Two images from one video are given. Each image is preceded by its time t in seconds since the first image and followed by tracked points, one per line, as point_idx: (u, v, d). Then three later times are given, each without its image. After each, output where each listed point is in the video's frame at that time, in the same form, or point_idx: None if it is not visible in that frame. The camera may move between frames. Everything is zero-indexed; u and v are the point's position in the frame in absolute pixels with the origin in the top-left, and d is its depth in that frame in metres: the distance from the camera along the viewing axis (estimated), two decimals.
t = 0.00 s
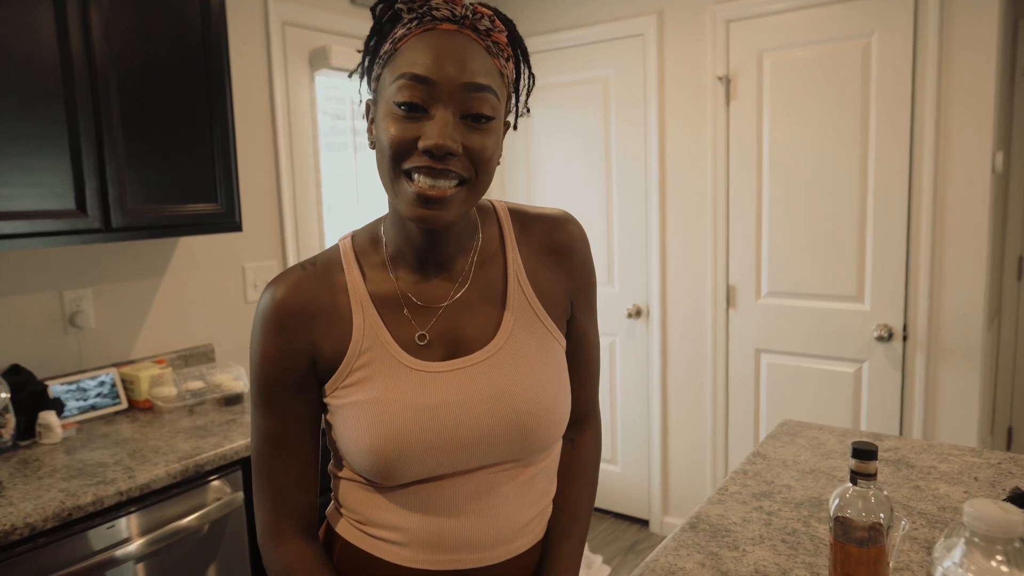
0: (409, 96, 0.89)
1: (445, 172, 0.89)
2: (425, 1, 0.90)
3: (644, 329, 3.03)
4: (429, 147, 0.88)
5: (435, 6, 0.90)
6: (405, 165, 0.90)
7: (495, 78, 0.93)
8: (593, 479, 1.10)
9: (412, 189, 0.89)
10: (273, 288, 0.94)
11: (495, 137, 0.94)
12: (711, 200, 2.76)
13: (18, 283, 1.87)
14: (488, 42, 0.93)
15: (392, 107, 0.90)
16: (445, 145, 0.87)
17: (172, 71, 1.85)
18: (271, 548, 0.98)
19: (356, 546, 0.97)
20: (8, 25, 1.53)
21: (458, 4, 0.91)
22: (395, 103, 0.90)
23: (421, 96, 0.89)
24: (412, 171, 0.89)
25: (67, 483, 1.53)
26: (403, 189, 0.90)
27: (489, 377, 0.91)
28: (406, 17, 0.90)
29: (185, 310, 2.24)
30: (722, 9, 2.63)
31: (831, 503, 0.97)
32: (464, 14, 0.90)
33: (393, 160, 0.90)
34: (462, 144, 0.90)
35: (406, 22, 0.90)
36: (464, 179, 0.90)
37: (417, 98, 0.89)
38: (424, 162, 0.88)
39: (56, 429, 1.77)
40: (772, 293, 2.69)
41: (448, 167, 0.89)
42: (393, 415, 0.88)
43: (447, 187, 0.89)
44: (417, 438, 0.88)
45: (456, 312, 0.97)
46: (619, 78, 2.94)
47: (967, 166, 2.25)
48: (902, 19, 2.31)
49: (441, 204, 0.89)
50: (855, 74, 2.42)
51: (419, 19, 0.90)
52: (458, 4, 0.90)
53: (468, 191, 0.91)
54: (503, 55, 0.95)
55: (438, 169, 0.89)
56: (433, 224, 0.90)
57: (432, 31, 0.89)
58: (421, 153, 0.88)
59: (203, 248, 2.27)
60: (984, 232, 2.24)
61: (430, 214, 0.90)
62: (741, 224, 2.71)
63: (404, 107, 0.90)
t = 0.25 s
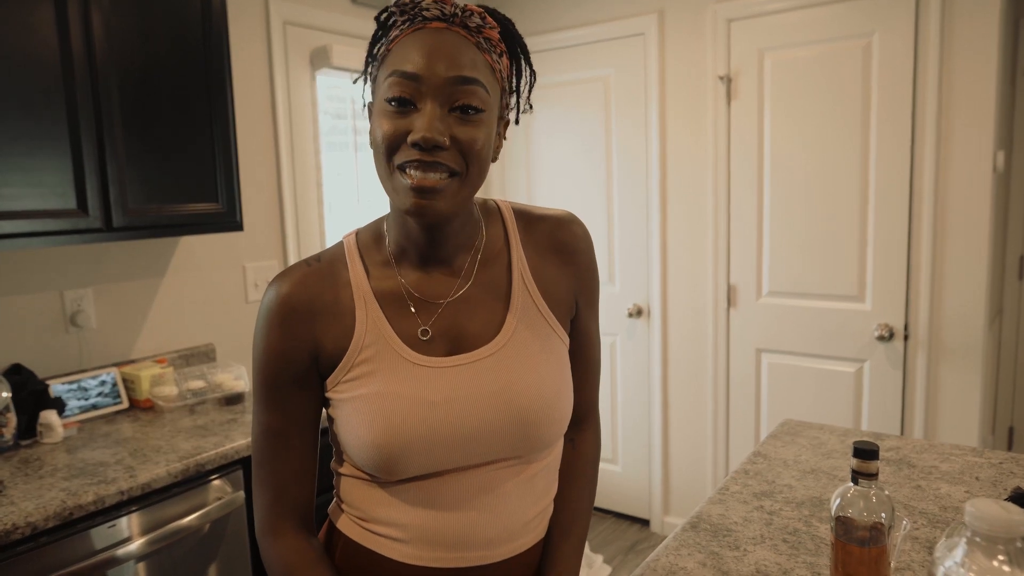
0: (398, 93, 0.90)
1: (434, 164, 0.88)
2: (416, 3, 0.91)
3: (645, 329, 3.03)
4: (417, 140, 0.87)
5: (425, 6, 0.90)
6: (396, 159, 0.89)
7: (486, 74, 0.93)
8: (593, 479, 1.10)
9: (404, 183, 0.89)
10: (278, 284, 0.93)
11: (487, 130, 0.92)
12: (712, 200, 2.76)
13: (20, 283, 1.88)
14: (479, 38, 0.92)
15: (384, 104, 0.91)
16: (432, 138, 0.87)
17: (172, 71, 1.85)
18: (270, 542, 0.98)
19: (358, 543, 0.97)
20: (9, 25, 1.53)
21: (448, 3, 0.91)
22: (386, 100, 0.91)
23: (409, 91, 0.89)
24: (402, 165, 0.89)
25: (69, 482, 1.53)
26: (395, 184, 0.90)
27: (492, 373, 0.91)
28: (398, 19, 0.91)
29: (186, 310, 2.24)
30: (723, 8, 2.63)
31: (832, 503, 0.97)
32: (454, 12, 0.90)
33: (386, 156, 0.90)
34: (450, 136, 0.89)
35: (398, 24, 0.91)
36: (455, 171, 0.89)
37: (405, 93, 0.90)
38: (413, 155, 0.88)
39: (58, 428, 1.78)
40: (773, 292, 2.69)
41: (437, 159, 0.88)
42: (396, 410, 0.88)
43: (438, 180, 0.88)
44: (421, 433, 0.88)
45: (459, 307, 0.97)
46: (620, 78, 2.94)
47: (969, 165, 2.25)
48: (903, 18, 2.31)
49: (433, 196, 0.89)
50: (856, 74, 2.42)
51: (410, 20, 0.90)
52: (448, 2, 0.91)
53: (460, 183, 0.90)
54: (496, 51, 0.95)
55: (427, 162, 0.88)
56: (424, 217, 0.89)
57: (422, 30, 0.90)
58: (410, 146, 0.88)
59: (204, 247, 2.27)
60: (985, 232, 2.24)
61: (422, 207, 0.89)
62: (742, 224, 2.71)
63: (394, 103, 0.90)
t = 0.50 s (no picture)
0: (413, 89, 0.89)
1: (451, 161, 0.88)
2: (422, 2, 0.91)
3: (647, 328, 3.02)
4: (435, 137, 0.87)
5: (431, 5, 0.90)
6: (411, 156, 0.88)
7: (492, 73, 0.93)
8: (597, 479, 1.09)
9: (421, 180, 0.88)
10: (279, 286, 0.94)
11: (496, 128, 0.93)
12: (713, 199, 2.75)
13: (21, 282, 1.88)
14: (485, 39, 0.92)
15: (396, 100, 0.90)
16: (452, 135, 0.87)
17: (174, 71, 1.85)
18: (276, 545, 0.99)
19: (362, 543, 0.97)
20: (10, 24, 1.53)
21: (454, 4, 0.91)
22: (399, 96, 0.90)
23: (424, 88, 0.89)
24: (418, 162, 0.88)
25: (70, 482, 1.53)
26: (410, 181, 0.89)
27: (494, 371, 0.91)
28: (404, 17, 0.91)
29: (187, 309, 2.24)
30: (724, 8, 2.63)
31: (834, 502, 0.96)
32: (461, 13, 0.91)
33: (400, 152, 0.89)
34: (467, 134, 0.89)
35: (404, 22, 0.91)
36: (470, 169, 0.89)
37: (420, 90, 0.89)
38: (431, 152, 0.87)
39: (59, 427, 1.78)
40: (774, 292, 2.69)
41: (455, 156, 0.88)
42: (398, 409, 0.88)
43: (454, 178, 0.88)
44: (423, 431, 0.88)
45: (460, 305, 0.97)
46: (621, 77, 2.93)
47: (971, 165, 2.24)
48: (905, 17, 2.30)
49: (449, 194, 0.89)
50: (858, 73, 2.41)
51: (417, 18, 0.90)
52: (455, 3, 0.91)
53: (473, 181, 0.90)
54: (498, 52, 0.95)
55: (444, 159, 0.88)
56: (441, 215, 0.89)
57: (431, 29, 0.89)
58: (428, 143, 0.88)
59: (205, 247, 2.27)
60: (987, 232, 2.23)
61: (438, 205, 0.89)
62: (743, 224, 2.71)
63: (408, 100, 0.89)
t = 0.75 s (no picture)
0: (411, 87, 0.89)
1: (452, 157, 0.88)
2: None
3: (648, 328, 3.03)
4: (434, 133, 0.87)
5: (430, 3, 0.90)
6: (412, 155, 0.89)
7: (493, 68, 0.93)
8: (604, 480, 1.10)
9: (423, 177, 0.88)
10: (285, 286, 0.94)
11: (499, 122, 0.93)
12: (714, 200, 2.76)
13: (23, 282, 1.88)
14: (484, 34, 0.92)
15: (396, 99, 0.90)
16: (451, 130, 0.87)
17: (175, 71, 1.85)
18: (272, 546, 0.99)
19: (367, 546, 0.97)
20: (12, 25, 1.54)
21: None
22: (399, 95, 0.90)
23: (424, 85, 0.89)
24: (419, 160, 0.88)
25: (72, 481, 1.53)
26: (412, 179, 0.89)
27: (502, 371, 0.91)
28: (403, 16, 0.91)
29: (189, 309, 2.24)
30: (726, 8, 2.63)
31: (835, 503, 0.97)
32: (459, 9, 0.91)
33: (401, 151, 0.90)
34: (467, 129, 0.89)
35: (403, 21, 0.91)
36: (471, 165, 0.89)
37: (420, 88, 0.89)
38: (431, 148, 0.88)
39: (61, 427, 1.78)
40: (775, 292, 2.69)
41: (455, 151, 0.88)
42: (406, 409, 0.88)
43: (456, 173, 0.88)
44: (431, 431, 0.88)
45: (466, 306, 0.97)
46: (622, 77, 2.93)
47: (972, 166, 2.24)
48: (906, 18, 2.30)
49: (450, 190, 0.89)
50: (859, 74, 2.42)
51: (415, 17, 0.90)
52: None
53: (475, 177, 0.90)
54: (499, 47, 0.95)
55: (445, 155, 0.88)
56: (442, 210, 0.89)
57: (430, 26, 0.90)
58: (428, 140, 0.88)
59: (206, 246, 2.27)
60: (988, 233, 2.23)
61: (440, 201, 0.89)
62: (745, 224, 2.71)
63: (407, 98, 0.89)
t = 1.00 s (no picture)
0: (425, 81, 0.89)
1: (468, 150, 0.88)
2: None
3: (649, 328, 3.02)
4: (451, 126, 0.87)
5: None
6: (427, 150, 0.88)
7: (502, 64, 0.92)
8: (619, 479, 1.09)
9: (438, 172, 0.87)
10: (288, 290, 0.94)
11: (510, 117, 0.93)
12: (716, 200, 2.75)
13: (23, 281, 1.88)
14: (491, 31, 0.92)
15: (408, 93, 0.89)
16: (468, 123, 0.87)
17: (176, 71, 1.85)
18: (263, 547, 0.98)
19: (373, 552, 0.96)
20: (13, 24, 1.53)
21: None
22: (411, 89, 0.89)
23: (437, 79, 0.89)
24: (435, 154, 0.88)
25: (72, 481, 1.53)
26: (427, 174, 0.88)
27: (511, 375, 0.90)
28: (409, 13, 0.91)
29: (189, 308, 2.24)
30: (727, 8, 2.63)
31: (837, 504, 0.96)
32: (466, 5, 0.90)
33: (414, 146, 0.89)
34: (483, 123, 0.89)
35: (409, 17, 0.91)
36: (487, 159, 0.89)
37: (433, 81, 0.89)
38: (448, 142, 0.87)
39: (61, 426, 1.78)
40: (776, 292, 2.68)
41: (472, 145, 0.88)
42: (414, 414, 0.88)
43: (471, 168, 0.88)
44: (440, 436, 0.87)
45: (474, 308, 0.97)
46: (624, 77, 2.93)
47: (974, 166, 2.24)
48: (908, 18, 2.30)
49: (467, 184, 0.88)
50: (861, 74, 2.41)
51: (422, 13, 0.90)
52: None
53: (490, 172, 0.90)
54: (505, 44, 0.94)
55: (462, 149, 0.87)
56: (457, 206, 0.88)
57: (437, 22, 0.90)
58: (444, 134, 0.87)
59: (207, 246, 2.27)
60: (990, 233, 2.23)
61: (455, 197, 0.88)
62: (746, 224, 2.70)
63: (420, 92, 0.89)
